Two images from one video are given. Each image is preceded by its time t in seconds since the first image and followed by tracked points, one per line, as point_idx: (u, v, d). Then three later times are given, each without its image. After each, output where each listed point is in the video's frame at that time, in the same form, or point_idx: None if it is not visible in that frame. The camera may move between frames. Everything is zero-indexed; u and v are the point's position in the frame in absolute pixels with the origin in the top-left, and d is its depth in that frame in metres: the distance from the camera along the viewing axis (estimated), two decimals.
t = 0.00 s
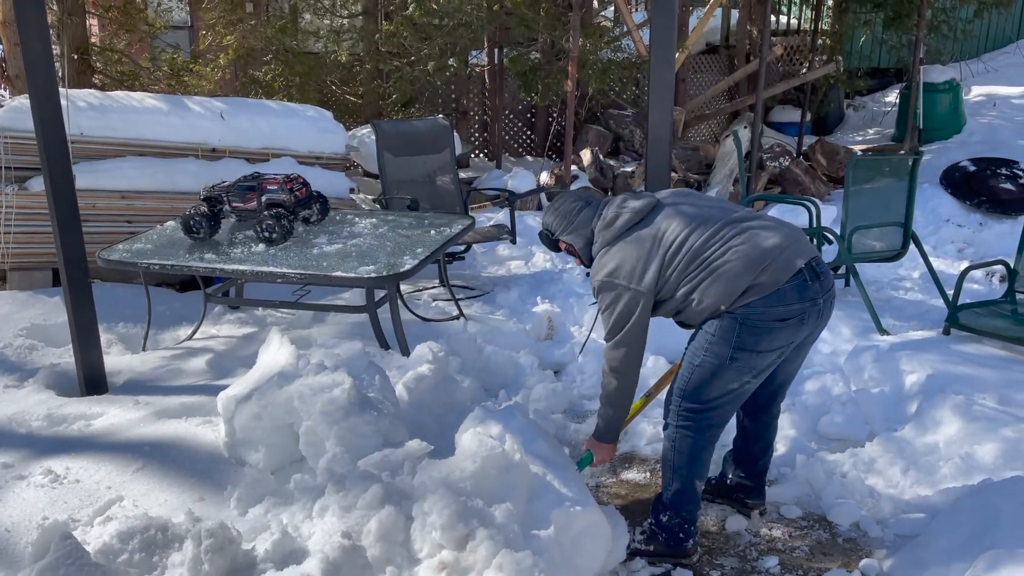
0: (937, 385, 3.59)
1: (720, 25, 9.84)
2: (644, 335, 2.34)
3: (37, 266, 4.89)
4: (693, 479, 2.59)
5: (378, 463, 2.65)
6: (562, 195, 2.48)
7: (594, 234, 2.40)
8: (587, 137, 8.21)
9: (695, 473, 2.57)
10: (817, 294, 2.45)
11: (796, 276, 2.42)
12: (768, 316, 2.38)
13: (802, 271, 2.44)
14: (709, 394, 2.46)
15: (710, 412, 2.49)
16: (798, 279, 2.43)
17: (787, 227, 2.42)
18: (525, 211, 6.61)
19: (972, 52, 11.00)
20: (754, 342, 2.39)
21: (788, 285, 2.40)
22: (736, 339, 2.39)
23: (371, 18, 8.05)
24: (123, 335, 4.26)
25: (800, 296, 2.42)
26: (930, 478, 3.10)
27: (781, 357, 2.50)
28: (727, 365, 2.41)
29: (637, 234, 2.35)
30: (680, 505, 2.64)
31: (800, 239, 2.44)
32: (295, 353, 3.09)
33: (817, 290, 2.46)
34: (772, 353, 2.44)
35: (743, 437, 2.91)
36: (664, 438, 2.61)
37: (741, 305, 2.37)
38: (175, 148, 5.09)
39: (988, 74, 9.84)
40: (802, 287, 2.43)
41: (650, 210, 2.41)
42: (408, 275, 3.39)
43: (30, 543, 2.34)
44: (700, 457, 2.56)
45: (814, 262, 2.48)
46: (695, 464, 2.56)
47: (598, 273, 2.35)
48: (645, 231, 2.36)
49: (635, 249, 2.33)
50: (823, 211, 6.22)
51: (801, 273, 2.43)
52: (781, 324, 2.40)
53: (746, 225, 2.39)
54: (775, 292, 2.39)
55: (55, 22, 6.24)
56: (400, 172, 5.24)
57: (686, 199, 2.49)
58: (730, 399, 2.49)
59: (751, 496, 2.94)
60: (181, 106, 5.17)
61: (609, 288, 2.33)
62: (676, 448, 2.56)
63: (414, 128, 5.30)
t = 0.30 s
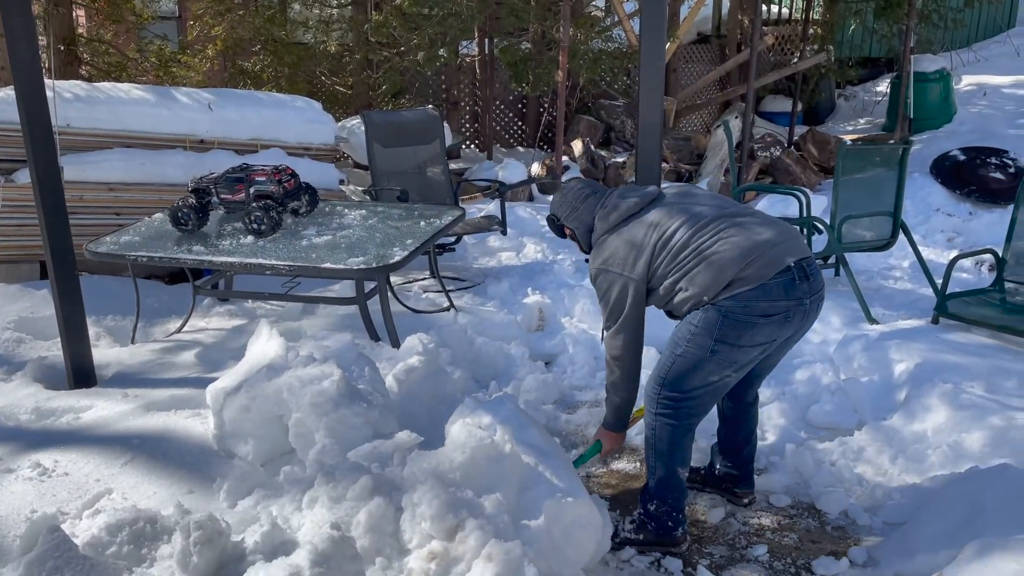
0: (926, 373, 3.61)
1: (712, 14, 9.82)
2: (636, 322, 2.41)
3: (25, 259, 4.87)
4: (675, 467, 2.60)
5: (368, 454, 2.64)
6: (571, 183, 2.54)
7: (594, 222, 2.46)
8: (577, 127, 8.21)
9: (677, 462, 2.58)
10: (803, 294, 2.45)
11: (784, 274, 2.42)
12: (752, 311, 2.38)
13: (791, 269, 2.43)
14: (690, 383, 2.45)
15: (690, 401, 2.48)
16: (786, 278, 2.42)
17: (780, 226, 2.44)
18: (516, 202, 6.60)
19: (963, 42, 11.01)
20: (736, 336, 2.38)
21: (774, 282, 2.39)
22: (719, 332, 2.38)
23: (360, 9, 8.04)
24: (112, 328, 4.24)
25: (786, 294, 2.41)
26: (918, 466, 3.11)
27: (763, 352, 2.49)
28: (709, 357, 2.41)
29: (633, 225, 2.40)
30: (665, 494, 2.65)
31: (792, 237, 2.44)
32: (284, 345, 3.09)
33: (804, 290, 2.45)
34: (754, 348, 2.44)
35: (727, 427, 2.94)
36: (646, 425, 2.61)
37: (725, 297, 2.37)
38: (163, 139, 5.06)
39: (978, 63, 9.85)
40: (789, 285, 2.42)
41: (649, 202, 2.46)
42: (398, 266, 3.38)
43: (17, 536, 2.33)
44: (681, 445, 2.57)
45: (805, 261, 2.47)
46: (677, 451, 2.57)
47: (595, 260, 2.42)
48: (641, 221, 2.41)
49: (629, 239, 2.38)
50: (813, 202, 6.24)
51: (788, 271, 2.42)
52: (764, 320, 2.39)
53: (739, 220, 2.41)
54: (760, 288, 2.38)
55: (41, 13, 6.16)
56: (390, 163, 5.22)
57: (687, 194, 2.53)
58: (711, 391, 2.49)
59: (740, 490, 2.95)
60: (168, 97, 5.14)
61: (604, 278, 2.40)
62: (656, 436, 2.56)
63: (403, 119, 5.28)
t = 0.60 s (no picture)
0: (912, 361, 3.64)
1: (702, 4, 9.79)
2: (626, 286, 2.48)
3: (12, 251, 4.85)
4: (668, 452, 2.61)
5: (357, 445, 2.65)
6: (576, 142, 2.56)
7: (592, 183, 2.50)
8: (567, 117, 8.20)
9: (670, 447, 2.60)
10: (792, 275, 2.45)
11: (772, 254, 2.42)
12: (740, 291, 2.38)
13: (781, 250, 2.43)
14: (682, 367, 2.47)
15: (684, 385, 2.50)
16: (774, 258, 2.42)
17: (775, 209, 2.44)
18: (506, 193, 6.60)
19: (951, 32, 11.04)
20: (725, 317, 2.39)
21: (762, 262, 2.39)
22: (709, 313, 2.39)
23: None
24: (99, 320, 4.22)
25: (774, 274, 2.41)
26: (904, 454, 3.14)
27: (754, 334, 2.50)
28: (701, 340, 2.42)
29: (629, 192, 2.43)
30: (656, 481, 2.67)
31: (785, 219, 2.44)
32: (272, 337, 3.08)
33: (793, 271, 2.45)
34: (745, 329, 2.44)
35: (718, 415, 2.95)
36: (642, 409, 2.63)
37: (714, 278, 2.39)
38: (149, 131, 5.03)
39: (966, 53, 9.88)
40: (778, 266, 2.42)
41: (649, 169, 2.48)
42: (387, 257, 3.38)
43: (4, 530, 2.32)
44: (675, 431, 2.58)
45: (795, 243, 2.47)
46: (671, 436, 2.59)
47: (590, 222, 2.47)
48: (637, 189, 2.44)
49: (624, 206, 2.42)
50: (802, 192, 6.26)
51: (776, 251, 2.42)
52: (753, 300, 2.40)
53: (735, 198, 2.42)
54: (749, 267, 2.38)
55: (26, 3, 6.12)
56: (380, 154, 5.21)
57: (687, 164, 2.53)
58: (703, 374, 2.49)
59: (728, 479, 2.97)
60: (155, 88, 5.10)
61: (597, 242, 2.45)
62: (651, 420, 2.58)
63: (392, 109, 5.26)
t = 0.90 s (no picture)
0: (900, 353, 3.66)
1: None
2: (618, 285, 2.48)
3: None
4: (657, 443, 2.62)
5: (346, 440, 2.65)
6: (564, 148, 2.59)
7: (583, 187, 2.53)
8: (558, 110, 8.19)
9: (659, 437, 2.61)
10: (781, 269, 2.46)
11: (761, 249, 2.43)
12: (731, 286, 2.39)
13: (769, 245, 2.45)
14: (673, 360, 2.47)
15: (674, 377, 2.51)
16: (763, 253, 2.43)
17: (761, 204, 2.45)
18: (498, 186, 6.59)
19: (941, 25, 11.07)
20: (717, 312, 2.40)
21: (752, 257, 2.40)
22: (700, 308, 2.39)
23: None
24: (87, 315, 4.21)
25: (763, 269, 2.42)
26: (892, 446, 3.16)
27: (743, 328, 2.51)
28: (692, 334, 2.42)
29: (620, 193, 2.44)
30: (644, 472, 2.68)
31: (773, 215, 2.46)
32: (262, 331, 3.08)
33: (782, 265, 2.46)
34: (734, 323, 2.45)
35: (705, 406, 2.96)
36: (630, 400, 2.63)
37: (705, 274, 2.40)
38: (138, 125, 5.01)
39: (956, 46, 9.91)
40: (766, 260, 2.43)
41: (636, 169, 2.49)
42: (377, 251, 3.38)
43: None
44: (664, 422, 2.59)
45: (782, 238, 2.49)
46: (660, 427, 2.60)
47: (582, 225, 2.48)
48: (628, 190, 2.45)
49: (612, 207, 2.43)
50: (792, 185, 6.27)
51: (765, 246, 2.44)
52: (743, 295, 2.40)
53: (724, 195, 2.44)
54: (739, 262, 2.39)
55: None
56: (370, 148, 5.20)
57: (675, 163, 2.56)
58: (693, 367, 2.51)
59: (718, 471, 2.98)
60: (143, 82, 5.08)
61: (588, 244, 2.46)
62: (641, 412, 2.59)
63: (382, 103, 5.25)
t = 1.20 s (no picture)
0: (890, 350, 3.68)
1: None
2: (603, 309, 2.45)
3: None
4: (638, 439, 2.63)
5: (338, 436, 2.66)
6: (544, 178, 2.58)
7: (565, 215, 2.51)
8: (551, 107, 8.20)
9: (640, 433, 2.62)
10: (762, 274, 2.46)
11: (741, 253, 2.43)
12: (711, 290, 2.40)
13: (748, 248, 2.44)
14: (650, 359, 2.49)
15: (651, 375, 2.52)
16: (743, 257, 2.43)
17: (737, 208, 2.47)
18: (490, 183, 6.59)
19: (933, 22, 11.12)
20: (695, 315, 2.41)
21: (731, 261, 2.40)
22: (677, 310, 2.40)
23: None
24: (79, 313, 4.20)
25: (744, 272, 2.42)
26: (882, 441, 3.18)
27: (724, 330, 2.52)
28: (669, 335, 2.43)
29: (597, 218, 2.45)
30: (631, 467, 2.69)
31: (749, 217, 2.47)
32: (254, 328, 3.08)
33: (763, 270, 2.46)
34: (713, 326, 2.46)
35: (692, 402, 2.97)
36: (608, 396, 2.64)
37: (685, 279, 2.40)
38: (129, 121, 4.99)
39: (947, 43, 9.95)
40: (747, 264, 2.43)
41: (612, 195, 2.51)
42: (369, 248, 3.38)
43: None
44: (644, 418, 2.60)
45: (762, 241, 2.49)
46: (641, 424, 2.61)
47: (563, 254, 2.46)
48: (603, 214, 2.46)
49: (591, 231, 2.43)
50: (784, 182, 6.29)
51: (745, 250, 2.43)
52: (722, 300, 2.41)
53: (695, 204, 2.46)
54: (718, 267, 2.39)
55: None
56: (362, 144, 5.19)
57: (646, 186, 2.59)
58: (671, 365, 2.52)
59: (710, 466, 2.99)
60: (134, 79, 5.06)
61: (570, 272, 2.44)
62: (619, 410, 2.60)
63: (374, 100, 5.24)
